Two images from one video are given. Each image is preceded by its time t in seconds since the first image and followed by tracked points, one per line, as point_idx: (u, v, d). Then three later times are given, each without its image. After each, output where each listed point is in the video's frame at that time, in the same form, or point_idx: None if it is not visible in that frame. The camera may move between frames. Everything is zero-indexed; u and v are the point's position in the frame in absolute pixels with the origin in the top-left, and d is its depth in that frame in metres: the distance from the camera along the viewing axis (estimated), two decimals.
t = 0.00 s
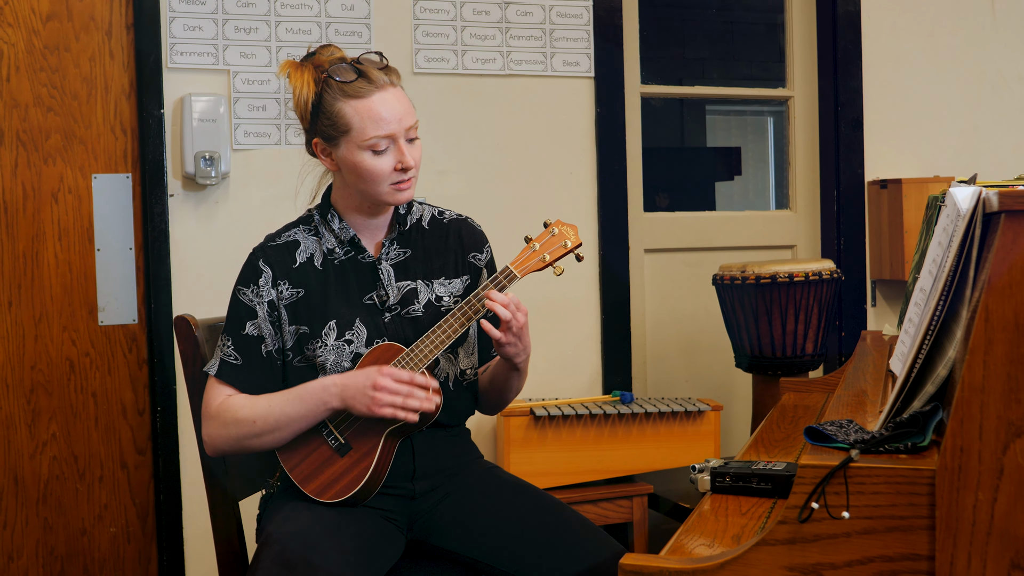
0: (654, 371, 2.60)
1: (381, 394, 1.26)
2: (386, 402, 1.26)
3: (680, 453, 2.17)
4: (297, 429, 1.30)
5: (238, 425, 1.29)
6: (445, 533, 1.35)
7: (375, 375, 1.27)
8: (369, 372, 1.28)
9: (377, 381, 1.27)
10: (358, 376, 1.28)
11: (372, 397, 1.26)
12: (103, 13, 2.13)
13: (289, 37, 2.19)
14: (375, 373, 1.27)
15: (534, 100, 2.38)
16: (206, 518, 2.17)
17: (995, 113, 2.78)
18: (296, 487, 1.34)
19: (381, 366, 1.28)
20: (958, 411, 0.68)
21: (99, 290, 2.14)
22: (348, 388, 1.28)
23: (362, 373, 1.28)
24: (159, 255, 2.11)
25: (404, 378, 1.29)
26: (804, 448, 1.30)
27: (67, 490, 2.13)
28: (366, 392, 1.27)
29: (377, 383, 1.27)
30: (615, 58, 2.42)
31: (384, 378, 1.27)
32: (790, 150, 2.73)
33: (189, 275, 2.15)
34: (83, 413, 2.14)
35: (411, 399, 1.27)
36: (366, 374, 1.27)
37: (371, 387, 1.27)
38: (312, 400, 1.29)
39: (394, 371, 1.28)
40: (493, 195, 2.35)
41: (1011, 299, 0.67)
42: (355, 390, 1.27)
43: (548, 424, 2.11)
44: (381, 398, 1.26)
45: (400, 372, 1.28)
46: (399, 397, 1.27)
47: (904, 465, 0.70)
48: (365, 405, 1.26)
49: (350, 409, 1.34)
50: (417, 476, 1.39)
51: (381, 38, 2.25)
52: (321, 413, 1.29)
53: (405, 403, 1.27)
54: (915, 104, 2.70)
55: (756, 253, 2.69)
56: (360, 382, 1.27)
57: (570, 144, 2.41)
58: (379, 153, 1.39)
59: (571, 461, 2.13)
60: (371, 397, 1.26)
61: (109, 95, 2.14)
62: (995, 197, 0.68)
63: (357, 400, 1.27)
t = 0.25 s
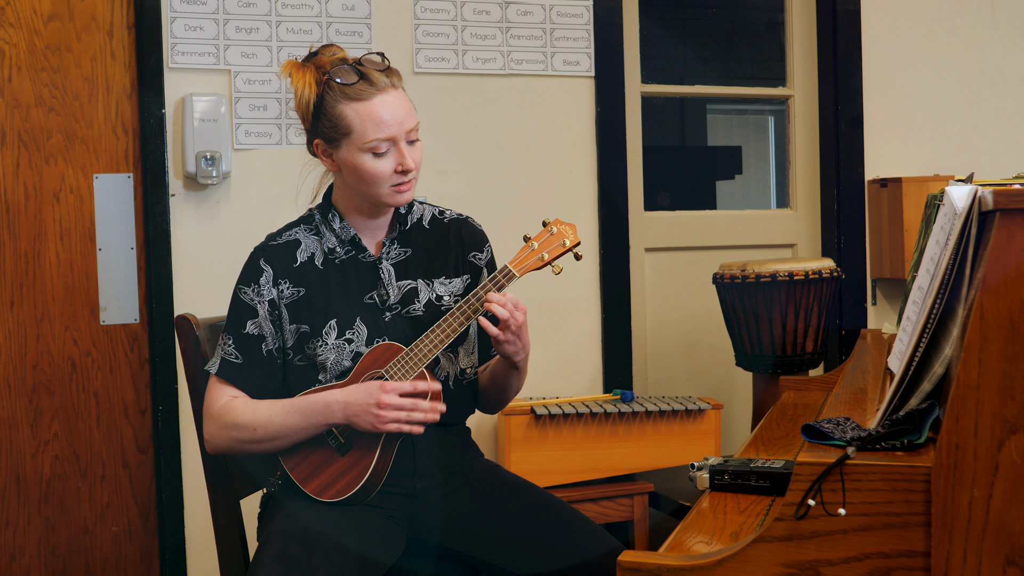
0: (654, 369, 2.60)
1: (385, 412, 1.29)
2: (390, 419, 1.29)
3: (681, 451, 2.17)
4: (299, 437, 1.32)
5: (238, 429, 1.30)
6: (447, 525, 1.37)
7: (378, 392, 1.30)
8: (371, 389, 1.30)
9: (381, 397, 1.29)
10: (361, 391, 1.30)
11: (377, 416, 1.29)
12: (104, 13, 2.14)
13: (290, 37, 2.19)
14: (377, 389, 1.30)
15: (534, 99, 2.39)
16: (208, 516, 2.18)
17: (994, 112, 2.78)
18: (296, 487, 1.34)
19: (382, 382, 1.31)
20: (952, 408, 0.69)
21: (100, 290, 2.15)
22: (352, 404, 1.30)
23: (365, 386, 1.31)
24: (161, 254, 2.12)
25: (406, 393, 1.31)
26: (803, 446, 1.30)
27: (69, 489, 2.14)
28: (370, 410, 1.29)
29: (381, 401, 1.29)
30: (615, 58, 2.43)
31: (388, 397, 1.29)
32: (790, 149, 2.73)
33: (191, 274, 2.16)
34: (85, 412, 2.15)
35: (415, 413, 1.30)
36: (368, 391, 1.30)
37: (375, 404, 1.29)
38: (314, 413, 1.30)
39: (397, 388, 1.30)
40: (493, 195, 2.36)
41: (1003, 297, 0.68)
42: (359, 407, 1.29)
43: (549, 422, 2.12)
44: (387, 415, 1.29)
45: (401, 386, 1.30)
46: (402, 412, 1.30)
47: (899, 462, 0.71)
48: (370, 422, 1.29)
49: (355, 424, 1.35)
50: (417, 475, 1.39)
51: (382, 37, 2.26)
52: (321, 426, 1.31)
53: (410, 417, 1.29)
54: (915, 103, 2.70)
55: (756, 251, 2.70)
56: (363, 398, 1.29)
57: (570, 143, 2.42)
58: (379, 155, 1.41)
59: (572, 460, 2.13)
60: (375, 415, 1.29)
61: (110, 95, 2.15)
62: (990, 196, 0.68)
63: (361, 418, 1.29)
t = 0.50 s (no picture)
0: (654, 369, 2.61)
1: (384, 374, 1.33)
2: (391, 378, 1.34)
3: (681, 451, 2.18)
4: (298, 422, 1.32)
5: (240, 422, 1.30)
6: (444, 527, 1.36)
7: (369, 360, 1.32)
8: (362, 360, 1.32)
9: (374, 363, 1.32)
10: (353, 368, 1.32)
11: (378, 380, 1.32)
12: (106, 13, 2.15)
13: (290, 36, 2.18)
14: (365, 359, 1.32)
15: (535, 99, 2.39)
16: (209, 515, 2.19)
17: (995, 111, 2.78)
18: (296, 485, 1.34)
19: (370, 348, 1.33)
20: (949, 406, 0.69)
21: (102, 289, 2.16)
22: (350, 379, 1.32)
23: (354, 361, 1.32)
24: (162, 254, 2.13)
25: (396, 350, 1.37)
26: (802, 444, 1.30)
27: (70, 488, 2.14)
28: (369, 378, 1.32)
29: (375, 366, 1.32)
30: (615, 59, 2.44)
31: (381, 360, 1.32)
32: (790, 149, 2.73)
33: (192, 273, 2.16)
34: (87, 411, 2.16)
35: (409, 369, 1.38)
36: (361, 362, 1.32)
37: (371, 372, 1.32)
38: (314, 396, 1.32)
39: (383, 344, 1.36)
40: (494, 194, 2.36)
41: (999, 297, 0.68)
42: (358, 380, 1.32)
43: (550, 421, 2.12)
44: (384, 376, 1.33)
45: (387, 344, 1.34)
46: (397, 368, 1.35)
47: (897, 460, 0.71)
48: (373, 389, 1.33)
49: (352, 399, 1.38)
50: (418, 473, 1.40)
51: (383, 37, 2.26)
52: (323, 407, 1.33)
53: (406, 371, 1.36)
54: (916, 103, 2.70)
55: (756, 251, 2.70)
56: (358, 371, 1.32)
57: (570, 143, 2.42)
58: (380, 155, 1.43)
59: (573, 459, 2.14)
60: (375, 381, 1.32)
61: (111, 96, 2.16)
62: (987, 195, 0.68)
63: (362, 388, 1.32)
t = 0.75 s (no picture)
0: (655, 368, 2.61)
1: (388, 368, 1.44)
2: (394, 369, 1.44)
3: (682, 451, 2.18)
4: (302, 420, 1.39)
5: (243, 421, 1.36)
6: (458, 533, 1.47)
7: (373, 354, 1.44)
8: (366, 353, 1.44)
9: (378, 358, 1.44)
10: (357, 360, 1.43)
11: (381, 374, 1.43)
12: (108, 13, 2.16)
13: (292, 37, 2.10)
14: (371, 351, 1.44)
15: (536, 99, 2.39)
16: (209, 515, 2.18)
17: (995, 112, 2.78)
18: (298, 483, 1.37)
19: (373, 342, 1.45)
20: (946, 405, 0.69)
21: (104, 289, 2.16)
22: (353, 373, 1.42)
23: (358, 354, 1.44)
24: (164, 254, 2.13)
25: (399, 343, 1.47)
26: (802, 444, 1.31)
27: (72, 487, 2.15)
28: (373, 371, 1.43)
29: (379, 360, 1.44)
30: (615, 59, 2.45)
31: (384, 353, 1.44)
32: (790, 149, 2.74)
33: (192, 273, 2.15)
34: (88, 410, 2.16)
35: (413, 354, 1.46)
36: (365, 355, 1.44)
37: (375, 365, 1.43)
38: (318, 391, 1.40)
39: (386, 339, 1.46)
40: (496, 195, 2.35)
41: (997, 297, 0.68)
42: (360, 373, 1.42)
43: (550, 421, 2.12)
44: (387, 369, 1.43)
45: (391, 335, 1.46)
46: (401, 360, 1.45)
47: (894, 459, 0.72)
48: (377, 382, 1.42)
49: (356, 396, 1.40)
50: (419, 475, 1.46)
51: (384, 37, 2.22)
52: (327, 402, 1.40)
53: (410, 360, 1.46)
54: (916, 103, 2.70)
55: (757, 250, 2.70)
56: (362, 365, 1.43)
57: (570, 143, 2.43)
58: (381, 154, 1.46)
59: (573, 458, 2.14)
60: (379, 374, 1.43)
61: (113, 96, 2.17)
62: (983, 195, 0.68)
63: (365, 380, 1.42)
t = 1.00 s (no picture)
0: (655, 368, 2.62)
1: (385, 373, 1.46)
2: (390, 379, 1.46)
3: (682, 450, 2.18)
4: (301, 420, 1.42)
5: (244, 418, 1.37)
6: (457, 533, 1.36)
7: (375, 356, 1.48)
8: (368, 355, 1.48)
9: (378, 360, 1.47)
10: (360, 361, 1.48)
11: (377, 376, 1.46)
12: (110, 14, 2.16)
13: (294, 37, 2.12)
14: (372, 354, 1.48)
15: (537, 99, 2.39)
16: (211, 514, 2.19)
17: (996, 112, 2.78)
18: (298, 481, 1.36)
19: (376, 346, 1.50)
20: (944, 404, 0.70)
21: (106, 288, 2.17)
22: (351, 373, 1.46)
23: (360, 356, 1.49)
24: (166, 253, 2.14)
25: (403, 354, 1.49)
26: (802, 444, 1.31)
27: (74, 486, 2.16)
28: (370, 374, 1.46)
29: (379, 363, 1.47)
30: (615, 58, 2.45)
31: (385, 357, 1.47)
32: (791, 149, 2.74)
33: (194, 272, 2.16)
34: (90, 409, 2.17)
35: (413, 370, 1.49)
36: (366, 357, 1.48)
37: (373, 367, 1.47)
38: (318, 388, 1.45)
39: (392, 345, 1.49)
40: (496, 195, 2.36)
41: (995, 296, 0.69)
42: (358, 373, 1.46)
43: (551, 420, 2.13)
44: (386, 374, 1.46)
45: (396, 346, 1.49)
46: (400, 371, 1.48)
47: (891, 458, 0.72)
48: (371, 386, 1.45)
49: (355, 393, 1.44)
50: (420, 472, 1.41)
51: (385, 37, 2.23)
52: (325, 399, 1.44)
53: (409, 374, 1.48)
54: (917, 104, 2.70)
55: (758, 250, 2.70)
56: (361, 365, 1.47)
57: (571, 143, 2.43)
58: (383, 151, 1.51)
59: (573, 458, 2.14)
60: (376, 379, 1.46)
61: (115, 96, 2.17)
62: (982, 196, 0.68)
63: (361, 382, 1.45)
